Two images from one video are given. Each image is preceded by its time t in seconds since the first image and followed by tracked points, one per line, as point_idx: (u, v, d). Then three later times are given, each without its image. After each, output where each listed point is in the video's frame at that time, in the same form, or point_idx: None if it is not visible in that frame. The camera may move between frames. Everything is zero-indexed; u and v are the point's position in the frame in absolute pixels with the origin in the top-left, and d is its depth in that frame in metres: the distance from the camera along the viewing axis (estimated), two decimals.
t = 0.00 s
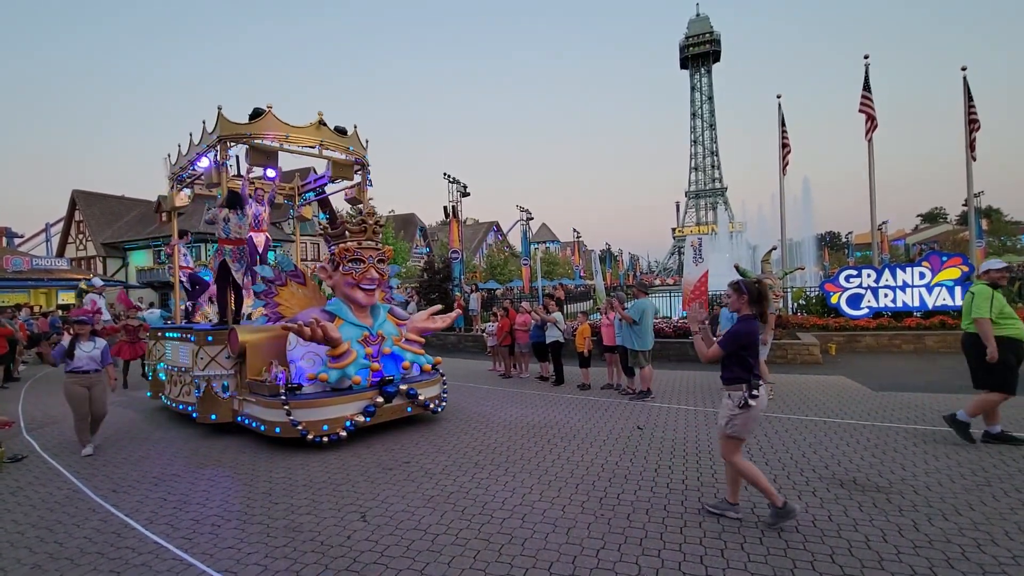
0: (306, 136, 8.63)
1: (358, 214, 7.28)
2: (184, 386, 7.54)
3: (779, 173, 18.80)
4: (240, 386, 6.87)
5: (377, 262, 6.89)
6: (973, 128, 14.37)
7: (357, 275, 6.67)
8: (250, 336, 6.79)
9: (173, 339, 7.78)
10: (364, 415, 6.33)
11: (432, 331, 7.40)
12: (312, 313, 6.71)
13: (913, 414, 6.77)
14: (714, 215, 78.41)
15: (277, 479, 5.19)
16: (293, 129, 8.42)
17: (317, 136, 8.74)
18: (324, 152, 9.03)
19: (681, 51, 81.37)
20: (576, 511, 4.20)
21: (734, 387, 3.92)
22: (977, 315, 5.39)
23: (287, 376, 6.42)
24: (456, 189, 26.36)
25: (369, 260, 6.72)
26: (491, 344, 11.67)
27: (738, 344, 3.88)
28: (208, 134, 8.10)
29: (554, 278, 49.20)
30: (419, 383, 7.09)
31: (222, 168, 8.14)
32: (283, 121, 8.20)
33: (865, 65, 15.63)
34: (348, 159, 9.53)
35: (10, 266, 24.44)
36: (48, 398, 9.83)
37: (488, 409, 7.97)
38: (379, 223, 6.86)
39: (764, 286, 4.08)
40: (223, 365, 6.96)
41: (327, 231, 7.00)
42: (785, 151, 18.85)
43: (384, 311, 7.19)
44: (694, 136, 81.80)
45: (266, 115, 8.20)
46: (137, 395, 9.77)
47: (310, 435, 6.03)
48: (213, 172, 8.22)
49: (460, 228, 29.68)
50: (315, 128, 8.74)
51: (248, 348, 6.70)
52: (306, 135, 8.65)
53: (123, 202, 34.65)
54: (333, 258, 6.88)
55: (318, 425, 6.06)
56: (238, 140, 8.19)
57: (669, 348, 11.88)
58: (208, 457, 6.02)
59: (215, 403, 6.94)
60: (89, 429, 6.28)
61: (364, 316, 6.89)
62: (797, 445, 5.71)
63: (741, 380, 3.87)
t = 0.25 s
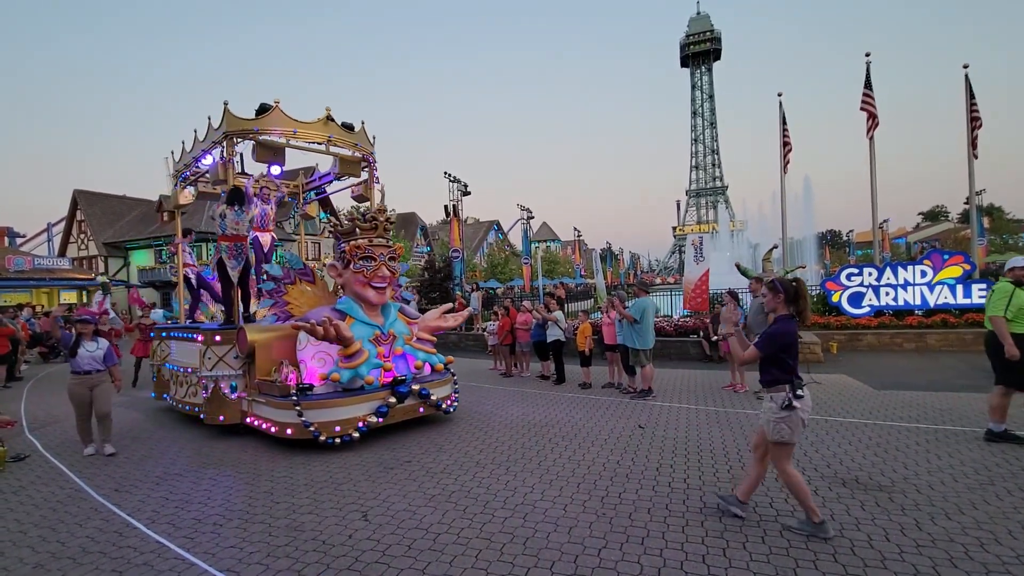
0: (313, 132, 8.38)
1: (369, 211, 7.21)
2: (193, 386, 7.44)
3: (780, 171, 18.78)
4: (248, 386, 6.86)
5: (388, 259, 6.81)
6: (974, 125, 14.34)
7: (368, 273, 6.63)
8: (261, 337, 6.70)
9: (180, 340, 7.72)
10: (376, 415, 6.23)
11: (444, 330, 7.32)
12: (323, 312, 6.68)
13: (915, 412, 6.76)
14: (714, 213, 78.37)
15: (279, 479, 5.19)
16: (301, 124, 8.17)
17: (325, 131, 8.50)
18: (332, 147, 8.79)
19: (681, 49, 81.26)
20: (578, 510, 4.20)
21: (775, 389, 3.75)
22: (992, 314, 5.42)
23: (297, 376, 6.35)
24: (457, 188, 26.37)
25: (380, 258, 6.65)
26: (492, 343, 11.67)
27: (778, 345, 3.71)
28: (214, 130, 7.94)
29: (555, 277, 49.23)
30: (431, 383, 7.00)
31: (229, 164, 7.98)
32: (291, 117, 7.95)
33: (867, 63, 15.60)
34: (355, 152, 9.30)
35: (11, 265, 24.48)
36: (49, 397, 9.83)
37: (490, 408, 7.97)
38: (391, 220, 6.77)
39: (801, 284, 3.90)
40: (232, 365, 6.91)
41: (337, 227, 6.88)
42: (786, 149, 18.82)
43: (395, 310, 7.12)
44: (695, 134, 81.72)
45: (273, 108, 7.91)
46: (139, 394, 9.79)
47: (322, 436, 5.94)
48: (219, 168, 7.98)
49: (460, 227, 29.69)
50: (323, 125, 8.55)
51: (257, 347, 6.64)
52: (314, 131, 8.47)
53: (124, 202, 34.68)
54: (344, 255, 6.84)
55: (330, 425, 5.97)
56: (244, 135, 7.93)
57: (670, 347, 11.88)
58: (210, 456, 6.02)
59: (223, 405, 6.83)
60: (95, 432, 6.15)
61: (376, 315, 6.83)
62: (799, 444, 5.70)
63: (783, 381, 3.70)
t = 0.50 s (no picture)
0: (322, 129, 8.16)
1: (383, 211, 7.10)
2: (200, 387, 7.28)
3: (782, 169, 18.73)
4: (257, 386, 6.75)
5: (401, 258, 6.67)
6: (978, 123, 14.28)
7: (381, 271, 6.47)
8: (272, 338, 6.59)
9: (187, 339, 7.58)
10: (391, 416, 6.09)
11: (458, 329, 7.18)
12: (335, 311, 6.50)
13: (919, 411, 6.73)
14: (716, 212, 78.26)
15: (281, 478, 5.19)
16: (310, 121, 7.95)
17: (334, 128, 8.28)
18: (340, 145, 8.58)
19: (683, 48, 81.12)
20: (581, 509, 4.19)
21: (810, 387, 3.69)
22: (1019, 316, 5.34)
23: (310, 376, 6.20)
24: (459, 188, 26.39)
25: (395, 257, 6.52)
26: (494, 342, 11.65)
27: (820, 341, 3.64)
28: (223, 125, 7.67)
29: (557, 276, 49.22)
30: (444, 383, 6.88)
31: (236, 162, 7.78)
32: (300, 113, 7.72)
33: (870, 60, 15.53)
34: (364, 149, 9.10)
35: (14, 266, 24.54)
36: (52, 397, 9.85)
37: (493, 407, 7.96)
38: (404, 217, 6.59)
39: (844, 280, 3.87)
40: (242, 365, 6.80)
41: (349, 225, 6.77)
42: (789, 147, 18.77)
43: (407, 308, 6.98)
44: (697, 133, 81.61)
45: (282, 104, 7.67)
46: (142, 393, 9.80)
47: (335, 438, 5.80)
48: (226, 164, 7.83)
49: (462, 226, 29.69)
50: (332, 120, 8.28)
51: (268, 347, 6.53)
52: (322, 127, 8.20)
53: (127, 202, 34.75)
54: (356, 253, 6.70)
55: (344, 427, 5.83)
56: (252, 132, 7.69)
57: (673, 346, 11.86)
58: (213, 456, 6.02)
59: (234, 407, 6.69)
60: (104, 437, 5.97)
61: (388, 314, 6.67)
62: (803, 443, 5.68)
63: (818, 378, 3.64)
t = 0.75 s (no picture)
0: (331, 124, 8.09)
1: (393, 208, 7.05)
2: (208, 387, 7.17)
3: (784, 168, 18.69)
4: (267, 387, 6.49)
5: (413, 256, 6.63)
6: (980, 121, 14.24)
7: (393, 269, 6.41)
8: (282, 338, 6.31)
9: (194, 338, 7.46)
10: (404, 417, 5.99)
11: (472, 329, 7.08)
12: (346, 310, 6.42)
13: (920, 410, 6.72)
14: (717, 210, 78.18)
15: (283, 477, 5.20)
16: (319, 116, 7.90)
17: (343, 123, 8.21)
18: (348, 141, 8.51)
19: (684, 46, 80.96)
20: (582, 508, 4.20)
21: (847, 389, 3.64)
22: None
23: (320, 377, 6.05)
24: (460, 187, 26.39)
25: (407, 254, 6.48)
26: (495, 341, 11.65)
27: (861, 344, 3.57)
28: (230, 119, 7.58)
29: (557, 275, 49.22)
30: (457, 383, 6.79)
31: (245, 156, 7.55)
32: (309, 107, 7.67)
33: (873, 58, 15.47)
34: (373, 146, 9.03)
35: (16, 264, 24.57)
36: (55, 396, 9.87)
37: (493, 406, 7.95)
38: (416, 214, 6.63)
39: (885, 283, 3.81)
40: (251, 365, 6.66)
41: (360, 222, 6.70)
42: (790, 146, 18.73)
43: (419, 307, 6.90)
44: (698, 132, 81.48)
45: (290, 99, 7.63)
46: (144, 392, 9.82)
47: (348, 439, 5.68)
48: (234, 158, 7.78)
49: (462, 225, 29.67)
50: (342, 115, 8.21)
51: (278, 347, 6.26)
52: (334, 122, 8.13)
53: (128, 201, 34.75)
54: (367, 251, 6.62)
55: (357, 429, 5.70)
56: (259, 126, 7.64)
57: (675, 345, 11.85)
58: (215, 455, 6.04)
59: (244, 408, 6.62)
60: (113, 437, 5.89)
61: (400, 313, 6.58)
62: (804, 441, 5.68)
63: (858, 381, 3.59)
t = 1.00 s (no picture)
0: (339, 122, 8.05)
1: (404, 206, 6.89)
2: (214, 390, 7.03)
3: (783, 169, 18.70)
4: (276, 391, 6.43)
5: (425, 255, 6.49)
6: (980, 121, 14.25)
7: (405, 270, 6.28)
8: (292, 340, 6.32)
9: (198, 340, 7.29)
10: (417, 420, 5.92)
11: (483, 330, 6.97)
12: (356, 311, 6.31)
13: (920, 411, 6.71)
14: (717, 211, 78.21)
15: (283, 479, 5.21)
16: (327, 113, 7.86)
17: (351, 121, 8.17)
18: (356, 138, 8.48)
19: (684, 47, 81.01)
20: (582, 510, 4.20)
21: (896, 393, 3.43)
22: None
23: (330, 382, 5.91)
24: (460, 188, 26.42)
25: (418, 254, 6.34)
26: (495, 342, 11.67)
27: (908, 344, 3.36)
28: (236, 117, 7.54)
29: (557, 276, 49.24)
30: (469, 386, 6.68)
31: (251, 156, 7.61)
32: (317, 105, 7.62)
33: (872, 58, 15.47)
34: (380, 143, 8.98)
35: (17, 266, 24.58)
36: (55, 398, 9.90)
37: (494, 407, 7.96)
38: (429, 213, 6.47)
39: (921, 277, 3.62)
40: (259, 368, 6.54)
41: (371, 220, 6.55)
42: (790, 146, 18.74)
43: (430, 308, 6.78)
44: (698, 133, 81.53)
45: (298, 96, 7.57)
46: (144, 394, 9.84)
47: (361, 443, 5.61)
48: (241, 158, 7.76)
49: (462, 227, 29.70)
50: (349, 113, 8.16)
51: (287, 349, 6.28)
52: (341, 121, 8.09)
53: (128, 203, 34.75)
54: (378, 251, 6.49)
55: (370, 433, 5.64)
56: (266, 125, 7.58)
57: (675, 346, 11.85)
58: (215, 457, 6.05)
59: (251, 411, 6.50)
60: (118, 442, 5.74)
61: (411, 314, 6.49)
62: (804, 442, 5.68)
63: (908, 384, 3.38)
